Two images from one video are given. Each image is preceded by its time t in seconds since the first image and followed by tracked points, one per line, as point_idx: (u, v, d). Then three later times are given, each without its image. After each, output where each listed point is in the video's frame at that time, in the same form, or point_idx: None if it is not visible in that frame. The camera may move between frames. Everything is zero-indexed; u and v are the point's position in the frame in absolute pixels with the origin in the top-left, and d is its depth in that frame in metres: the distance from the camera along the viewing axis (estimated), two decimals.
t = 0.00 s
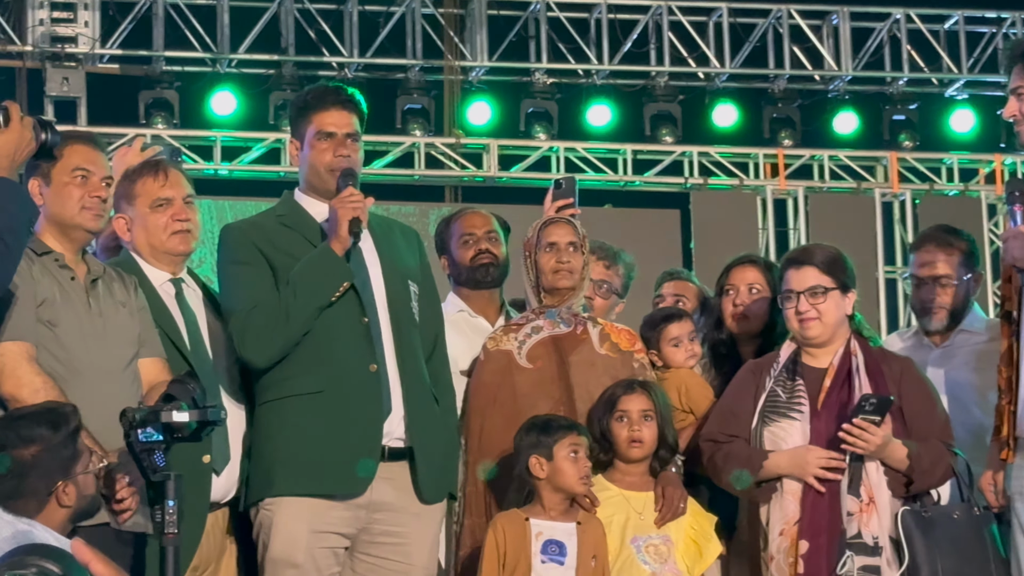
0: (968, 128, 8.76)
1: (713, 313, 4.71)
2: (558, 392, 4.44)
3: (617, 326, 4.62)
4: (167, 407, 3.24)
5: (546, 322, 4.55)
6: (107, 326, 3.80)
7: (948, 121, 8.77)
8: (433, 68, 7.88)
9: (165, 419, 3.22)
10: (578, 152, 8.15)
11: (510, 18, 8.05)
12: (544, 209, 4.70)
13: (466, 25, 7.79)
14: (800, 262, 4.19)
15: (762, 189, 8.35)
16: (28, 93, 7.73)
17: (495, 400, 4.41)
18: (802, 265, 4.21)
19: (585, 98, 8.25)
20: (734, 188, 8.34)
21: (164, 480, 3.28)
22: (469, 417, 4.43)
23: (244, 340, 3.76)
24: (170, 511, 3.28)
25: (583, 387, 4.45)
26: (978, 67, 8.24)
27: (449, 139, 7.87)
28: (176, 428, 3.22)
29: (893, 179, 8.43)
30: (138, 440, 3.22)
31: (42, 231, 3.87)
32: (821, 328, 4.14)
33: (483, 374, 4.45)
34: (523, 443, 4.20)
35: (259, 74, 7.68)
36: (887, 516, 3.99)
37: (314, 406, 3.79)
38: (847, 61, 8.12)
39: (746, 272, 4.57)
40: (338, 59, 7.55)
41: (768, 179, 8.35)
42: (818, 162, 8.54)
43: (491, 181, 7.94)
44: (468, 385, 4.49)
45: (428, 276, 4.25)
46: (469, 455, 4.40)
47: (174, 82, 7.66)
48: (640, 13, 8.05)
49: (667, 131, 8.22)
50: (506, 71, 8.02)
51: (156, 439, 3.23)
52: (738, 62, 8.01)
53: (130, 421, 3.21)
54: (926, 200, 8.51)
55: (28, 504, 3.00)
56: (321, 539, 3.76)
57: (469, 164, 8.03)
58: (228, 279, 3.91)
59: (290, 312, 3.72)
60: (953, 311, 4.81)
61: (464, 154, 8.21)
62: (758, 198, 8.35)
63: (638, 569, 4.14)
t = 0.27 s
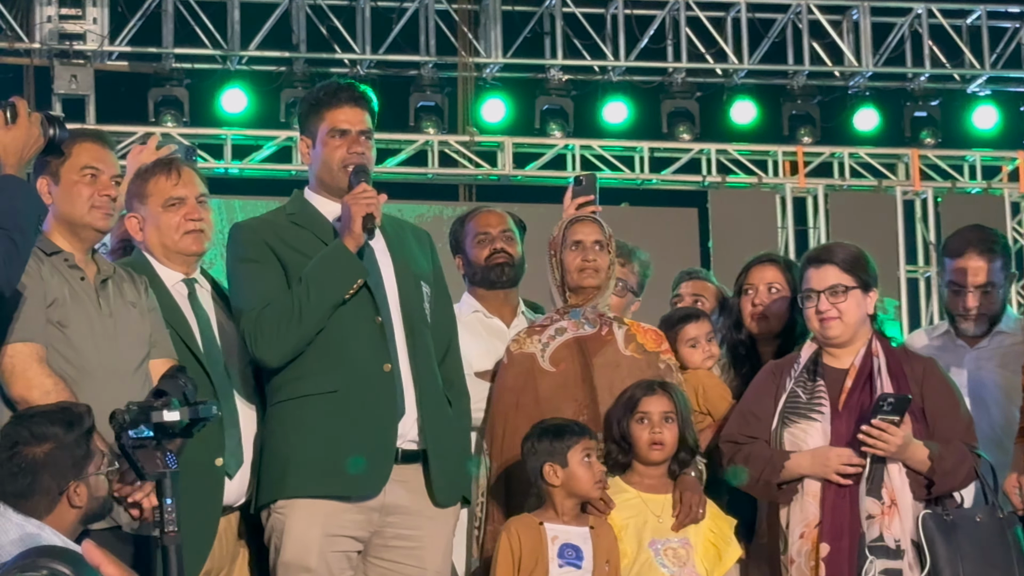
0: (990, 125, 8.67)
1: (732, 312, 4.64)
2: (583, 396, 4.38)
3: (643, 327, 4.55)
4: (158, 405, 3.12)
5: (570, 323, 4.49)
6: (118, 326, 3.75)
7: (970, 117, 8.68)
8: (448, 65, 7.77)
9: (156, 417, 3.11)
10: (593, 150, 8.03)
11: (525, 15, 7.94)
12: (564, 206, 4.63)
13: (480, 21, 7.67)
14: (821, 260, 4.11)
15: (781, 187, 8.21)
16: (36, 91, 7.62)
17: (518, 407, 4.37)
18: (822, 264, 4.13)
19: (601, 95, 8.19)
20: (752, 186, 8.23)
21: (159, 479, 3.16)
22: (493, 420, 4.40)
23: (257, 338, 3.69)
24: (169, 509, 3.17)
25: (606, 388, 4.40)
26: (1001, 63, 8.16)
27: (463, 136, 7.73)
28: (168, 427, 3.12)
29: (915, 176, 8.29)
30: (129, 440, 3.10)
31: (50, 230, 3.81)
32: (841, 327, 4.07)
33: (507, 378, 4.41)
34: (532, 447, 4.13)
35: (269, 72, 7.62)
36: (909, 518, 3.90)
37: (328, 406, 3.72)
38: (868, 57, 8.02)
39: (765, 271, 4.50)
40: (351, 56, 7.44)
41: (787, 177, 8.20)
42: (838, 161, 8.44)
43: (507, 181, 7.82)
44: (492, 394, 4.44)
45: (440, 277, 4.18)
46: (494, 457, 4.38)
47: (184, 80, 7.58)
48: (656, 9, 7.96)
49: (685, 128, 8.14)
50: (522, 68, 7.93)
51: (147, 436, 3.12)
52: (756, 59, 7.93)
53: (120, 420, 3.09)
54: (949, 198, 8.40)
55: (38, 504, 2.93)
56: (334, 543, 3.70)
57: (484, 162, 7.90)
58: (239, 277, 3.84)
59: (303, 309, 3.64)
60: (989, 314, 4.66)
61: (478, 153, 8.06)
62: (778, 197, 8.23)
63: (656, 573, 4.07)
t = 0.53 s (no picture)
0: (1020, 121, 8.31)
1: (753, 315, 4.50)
2: (603, 406, 4.25)
3: (669, 331, 4.42)
4: (135, 414, 3.14)
5: (593, 329, 4.37)
6: (121, 330, 3.64)
7: (1000, 113, 8.32)
8: (459, 60, 7.47)
9: (132, 428, 3.12)
10: (610, 149, 7.69)
11: (540, 9, 7.64)
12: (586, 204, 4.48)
13: (493, 15, 7.38)
14: (844, 263, 3.97)
15: (803, 186, 7.89)
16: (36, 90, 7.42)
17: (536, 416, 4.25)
18: (845, 266, 3.99)
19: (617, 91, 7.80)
20: (772, 186, 7.91)
21: (138, 490, 3.18)
22: (513, 430, 4.27)
23: (262, 344, 3.56)
24: (149, 521, 3.19)
25: (626, 395, 4.27)
26: None
27: (476, 134, 7.41)
28: (144, 436, 3.14)
29: (942, 175, 8.00)
30: (105, 451, 3.11)
31: (51, 231, 3.69)
32: (865, 332, 3.93)
33: (526, 387, 4.30)
34: (540, 453, 4.04)
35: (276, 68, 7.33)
36: (934, 527, 3.79)
37: (336, 413, 3.59)
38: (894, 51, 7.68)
39: (789, 272, 4.36)
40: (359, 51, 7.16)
41: (811, 176, 7.88)
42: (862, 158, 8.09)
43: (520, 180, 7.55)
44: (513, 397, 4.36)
45: (451, 279, 4.04)
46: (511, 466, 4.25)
47: (188, 77, 7.32)
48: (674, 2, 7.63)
49: (705, 125, 7.76)
50: (535, 63, 7.57)
51: (124, 445, 3.14)
52: (777, 53, 7.60)
53: (95, 432, 3.08)
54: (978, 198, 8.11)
55: (27, 516, 2.82)
56: (342, 554, 3.57)
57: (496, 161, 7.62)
58: (244, 281, 3.71)
59: (310, 313, 3.52)
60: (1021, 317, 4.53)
61: (491, 151, 7.77)
62: (801, 197, 7.92)
63: None
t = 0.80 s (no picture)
0: None
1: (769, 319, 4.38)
2: (611, 409, 4.14)
3: (683, 336, 4.30)
4: (127, 427, 3.07)
5: (603, 330, 4.27)
6: (122, 335, 3.53)
7: None
8: (467, 58, 7.37)
9: (124, 440, 3.06)
10: (622, 149, 7.52)
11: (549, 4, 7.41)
12: (603, 204, 4.43)
13: (501, 10, 7.20)
14: (863, 267, 3.85)
15: (821, 187, 7.73)
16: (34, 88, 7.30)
17: (544, 419, 4.14)
18: (865, 270, 3.86)
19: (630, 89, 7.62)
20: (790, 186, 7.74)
21: (129, 504, 3.15)
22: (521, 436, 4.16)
23: (261, 351, 3.46)
24: (138, 535, 3.15)
25: (636, 402, 4.15)
26: None
27: (483, 134, 7.28)
28: (137, 448, 3.07)
29: (964, 175, 7.80)
30: (96, 463, 3.05)
31: (50, 234, 3.57)
32: (885, 338, 3.81)
33: (534, 391, 4.18)
34: (547, 462, 3.94)
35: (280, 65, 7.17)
36: (956, 536, 3.65)
37: (338, 422, 3.48)
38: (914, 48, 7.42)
39: (806, 276, 4.26)
40: (364, 48, 6.99)
41: (829, 176, 7.73)
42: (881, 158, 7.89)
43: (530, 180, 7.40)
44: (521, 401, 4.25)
45: (458, 280, 3.90)
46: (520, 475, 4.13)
47: (189, 74, 7.17)
48: None
49: (719, 124, 7.62)
50: (545, 60, 7.42)
51: (116, 458, 3.08)
52: (795, 50, 7.36)
53: (86, 444, 3.03)
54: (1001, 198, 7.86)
55: (14, 526, 2.79)
56: (346, 565, 3.45)
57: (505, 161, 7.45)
58: (243, 287, 3.61)
59: (310, 320, 3.41)
60: None
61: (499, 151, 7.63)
62: (818, 197, 7.75)
63: None
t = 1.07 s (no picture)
0: None
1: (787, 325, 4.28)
2: (619, 413, 4.02)
3: (689, 344, 4.20)
4: (133, 436, 2.98)
5: (610, 335, 4.12)
6: (124, 342, 3.43)
7: None
8: (477, 58, 7.23)
9: (130, 450, 2.97)
10: (636, 150, 7.38)
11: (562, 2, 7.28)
12: (617, 206, 4.31)
13: (512, 8, 7.08)
14: (882, 273, 3.75)
15: (840, 189, 7.59)
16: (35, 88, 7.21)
17: (548, 422, 4.01)
18: (883, 276, 3.77)
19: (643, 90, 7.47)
20: (807, 189, 7.60)
21: (133, 516, 3.06)
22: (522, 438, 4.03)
23: (257, 361, 3.37)
24: (143, 548, 3.05)
25: (646, 410, 4.03)
26: None
27: (493, 135, 7.15)
28: (143, 459, 2.98)
29: (986, 177, 7.65)
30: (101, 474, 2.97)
31: (51, 239, 3.49)
32: (905, 345, 3.71)
33: (537, 390, 4.03)
34: (559, 471, 3.83)
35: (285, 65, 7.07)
36: (976, 546, 3.55)
37: (337, 433, 3.37)
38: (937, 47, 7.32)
39: (824, 280, 4.15)
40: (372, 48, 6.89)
41: (848, 178, 7.59)
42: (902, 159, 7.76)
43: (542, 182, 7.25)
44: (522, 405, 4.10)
45: (467, 283, 3.77)
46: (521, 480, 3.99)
47: (192, 74, 7.08)
48: None
49: (736, 125, 7.47)
50: (557, 59, 7.30)
51: (121, 469, 2.99)
52: (813, 49, 7.26)
53: (92, 454, 2.94)
54: None
55: (10, 537, 2.69)
56: None
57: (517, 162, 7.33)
58: (242, 295, 3.52)
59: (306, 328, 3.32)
60: None
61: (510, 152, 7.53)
62: (837, 200, 7.62)
63: None
